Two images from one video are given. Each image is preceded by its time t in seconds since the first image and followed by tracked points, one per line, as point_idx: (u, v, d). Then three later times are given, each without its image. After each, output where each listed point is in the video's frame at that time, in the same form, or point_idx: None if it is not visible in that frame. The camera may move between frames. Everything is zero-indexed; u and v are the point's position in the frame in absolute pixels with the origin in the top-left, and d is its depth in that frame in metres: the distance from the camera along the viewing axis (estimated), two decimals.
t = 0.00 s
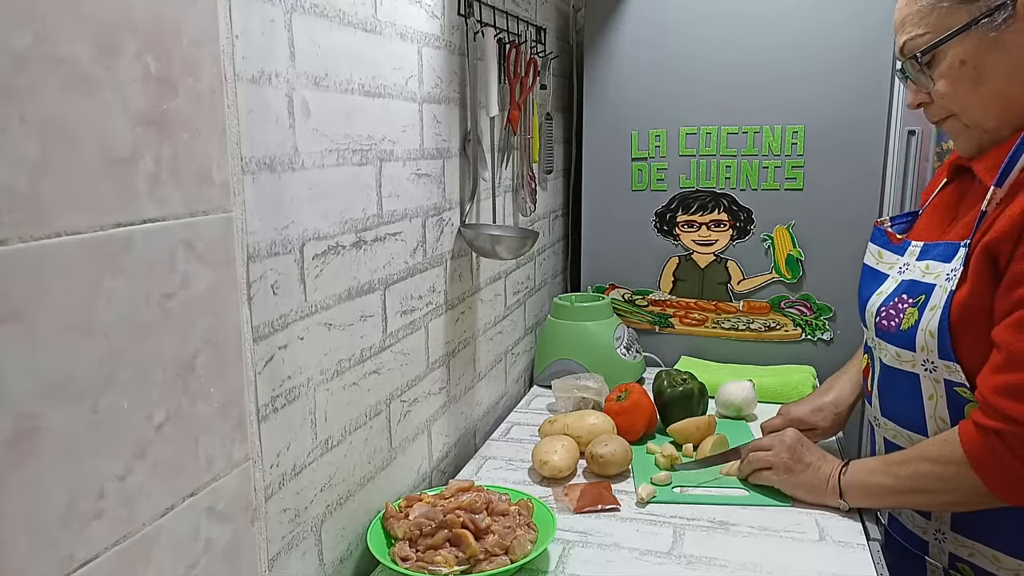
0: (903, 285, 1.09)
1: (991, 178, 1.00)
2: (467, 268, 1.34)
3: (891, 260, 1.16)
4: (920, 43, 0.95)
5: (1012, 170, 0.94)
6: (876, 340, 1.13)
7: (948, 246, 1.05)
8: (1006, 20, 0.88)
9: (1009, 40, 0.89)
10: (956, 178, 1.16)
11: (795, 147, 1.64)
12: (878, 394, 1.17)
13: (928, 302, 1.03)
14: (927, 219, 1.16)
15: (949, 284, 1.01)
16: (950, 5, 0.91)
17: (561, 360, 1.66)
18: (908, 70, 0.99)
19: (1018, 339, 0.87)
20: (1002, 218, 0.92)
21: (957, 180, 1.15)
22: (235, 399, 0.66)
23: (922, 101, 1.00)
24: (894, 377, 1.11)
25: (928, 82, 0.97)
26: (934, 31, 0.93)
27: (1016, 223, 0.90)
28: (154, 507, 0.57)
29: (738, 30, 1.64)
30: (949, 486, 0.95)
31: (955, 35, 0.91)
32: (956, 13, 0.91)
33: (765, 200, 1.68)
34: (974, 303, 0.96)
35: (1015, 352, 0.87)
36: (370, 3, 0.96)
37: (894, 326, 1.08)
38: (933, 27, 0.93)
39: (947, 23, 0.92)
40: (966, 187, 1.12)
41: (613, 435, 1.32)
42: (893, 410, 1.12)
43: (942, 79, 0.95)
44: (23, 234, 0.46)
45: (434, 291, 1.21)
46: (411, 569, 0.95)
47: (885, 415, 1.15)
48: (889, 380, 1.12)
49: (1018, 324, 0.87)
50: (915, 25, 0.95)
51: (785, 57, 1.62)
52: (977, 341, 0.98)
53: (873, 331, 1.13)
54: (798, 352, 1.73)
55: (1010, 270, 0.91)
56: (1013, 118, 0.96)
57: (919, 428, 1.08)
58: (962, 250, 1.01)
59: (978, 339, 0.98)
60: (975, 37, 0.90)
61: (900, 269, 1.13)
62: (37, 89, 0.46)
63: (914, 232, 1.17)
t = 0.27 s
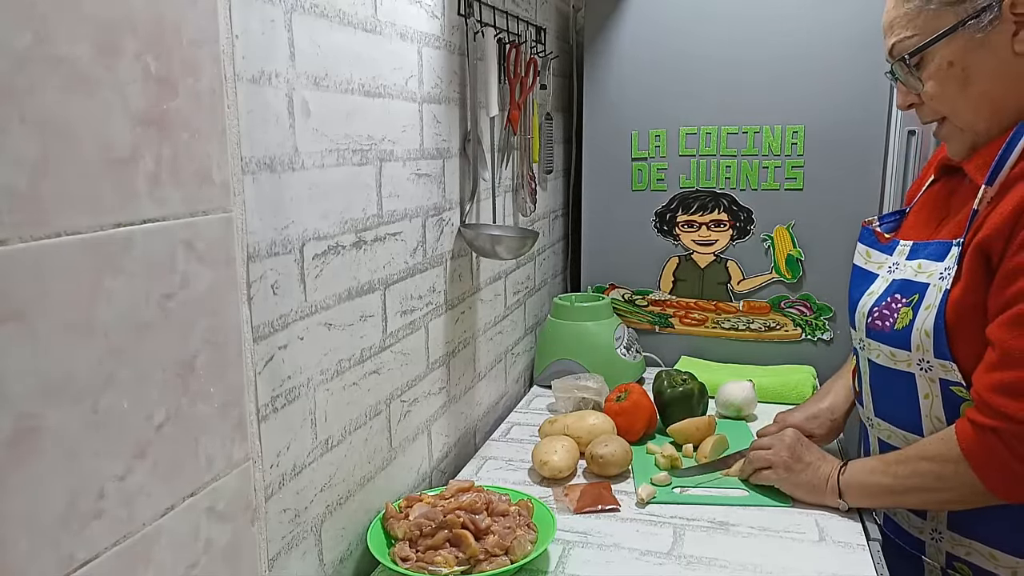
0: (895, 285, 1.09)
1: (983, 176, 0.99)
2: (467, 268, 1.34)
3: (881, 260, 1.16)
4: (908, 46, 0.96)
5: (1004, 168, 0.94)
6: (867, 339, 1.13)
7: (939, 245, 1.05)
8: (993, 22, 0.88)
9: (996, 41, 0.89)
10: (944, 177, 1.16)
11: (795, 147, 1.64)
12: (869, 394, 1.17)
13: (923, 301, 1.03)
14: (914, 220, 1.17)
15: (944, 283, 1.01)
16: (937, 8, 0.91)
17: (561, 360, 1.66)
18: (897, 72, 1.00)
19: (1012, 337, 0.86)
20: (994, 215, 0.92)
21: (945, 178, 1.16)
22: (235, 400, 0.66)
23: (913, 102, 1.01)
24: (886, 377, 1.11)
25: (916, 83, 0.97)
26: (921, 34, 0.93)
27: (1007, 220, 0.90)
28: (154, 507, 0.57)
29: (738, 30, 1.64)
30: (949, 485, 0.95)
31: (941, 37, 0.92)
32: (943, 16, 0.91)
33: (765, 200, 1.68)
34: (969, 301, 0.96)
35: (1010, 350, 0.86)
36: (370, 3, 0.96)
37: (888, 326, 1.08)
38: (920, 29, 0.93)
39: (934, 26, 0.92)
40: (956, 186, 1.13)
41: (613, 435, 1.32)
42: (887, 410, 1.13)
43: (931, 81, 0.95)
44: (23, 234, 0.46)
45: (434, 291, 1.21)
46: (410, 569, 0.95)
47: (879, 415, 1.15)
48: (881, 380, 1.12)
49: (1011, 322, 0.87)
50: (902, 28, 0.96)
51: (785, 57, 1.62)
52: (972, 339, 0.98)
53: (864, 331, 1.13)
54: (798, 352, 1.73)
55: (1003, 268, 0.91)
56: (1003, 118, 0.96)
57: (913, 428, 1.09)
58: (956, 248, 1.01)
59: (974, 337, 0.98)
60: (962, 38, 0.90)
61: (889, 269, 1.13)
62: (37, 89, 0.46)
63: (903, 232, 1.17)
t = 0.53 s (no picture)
0: (893, 279, 1.09)
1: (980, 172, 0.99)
2: (467, 269, 1.34)
3: (881, 255, 1.16)
4: (910, 46, 0.95)
5: (1001, 164, 0.94)
6: (865, 333, 1.13)
7: (937, 241, 1.05)
8: (995, 21, 0.88)
9: (999, 40, 0.89)
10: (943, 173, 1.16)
11: (795, 147, 1.64)
12: (870, 387, 1.16)
13: (919, 294, 1.03)
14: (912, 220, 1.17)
15: (939, 277, 1.01)
16: (941, 7, 0.91)
17: (561, 360, 1.66)
18: (900, 72, 0.99)
19: (1012, 333, 0.86)
20: (990, 211, 0.93)
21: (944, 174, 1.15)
22: (235, 399, 0.66)
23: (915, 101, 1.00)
24: (885, 371, 1.11)
25: (919, 83, 0.97)
26: (925, 33, 0.93)
27: (1004, 216, 0.90)
28: (154, 507, 0.57)
29: (738, 30, 1.64)
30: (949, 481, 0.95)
31: (945, 37, 0.91)
32: (946, 15, 0.91)
33: (765, 200, 1.68)
34: (964, 295, 0.96)
35: (1009, 347, 0.87)
36: (370, 3, 0.96)
37: (885, 320, 1.08)
38: (924, 29, 0.93)
39: (938, 25, 0.92)
40: (952, 181, 1.13)
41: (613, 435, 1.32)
42: (887, 404, 1.13)
43: (933, 80, 0.95)
44: (23, 234, 0.46)
45: (435, 291, 1.21)
46: (410, 569, 0.95)
47: (880, 407, 1.15)
48: (881, 374, 1.12)
49: (1010, 318, 0.87)
50: (906, 27, 0.95)
51: (785, 57, 1.62)
52: (967, 334, 0.98)
53: (862, 325, 1.13)
54: (798, 352, 1.73)
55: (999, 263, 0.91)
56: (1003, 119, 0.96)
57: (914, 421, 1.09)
58: (953, 243, 1.01)
59: (968, 331, 0.98)
60: (966, 38, 0.90)
61: (889, 264, 1.13)
62: (37, 88, 0.46)
63: (902, 229, 1.18)
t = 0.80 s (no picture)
0: (904, 276, 1.09)
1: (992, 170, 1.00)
2: (467, 269, 1.34)
3: (895, 252, 1.16)
4: (931, 38, 0.95)
5: (1015, 162, 0.93)
6: (877, 330, 1.13)
7: (948, 237, 1.05)
8: (1018, 16, 0.88)
9: (1020, 36, 0.90)
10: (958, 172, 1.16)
11: (795, 147, 1.64)
12: (885, 384, 1.16)
13: (929, 291, 1.03)
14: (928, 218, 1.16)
15: (950, 274, 1.01)
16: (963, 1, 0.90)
17: (561, 360, 1.66)
18: (918, 65, 0.99)
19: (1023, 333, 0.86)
20: (1003, 209, 0.92)
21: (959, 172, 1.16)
22: (235, 399, 0.66)
23: (932, 95, 1.00)
24: (897, 368, 1.11)
25: (937, 77, 0.97)
26: (947, 26, 0.93)
27: (1016, 215, 0.90)
28: (154, 507, 0.57)
29: (738, 30, 1.64)
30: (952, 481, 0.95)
31: (967, 30, 0.91)
32: (969, 8, 0.90)
33: (765, 200, 1.68)
34: (974, 292, 0.96)
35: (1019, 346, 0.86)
36: (370, 3, 0.96)
37: (895, 316, 1.08)
38: (946, 22, 0.93)
39: (959, 18, 0.92)
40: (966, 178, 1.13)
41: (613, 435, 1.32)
42: (899, 402, 1.12)
43: (952, 75, 0.95)
44: (23, 234, 0.46)
45: (434, 291, 1.21)
46: (410, 569, 0.95)
47: (892, 405, 1.14)
48: (893, 371, 1.12)
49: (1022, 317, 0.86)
50: (926, 20, 0.95)
51: (785, 57, 1.62)
52: (977, 332, 0.98)
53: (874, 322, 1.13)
54: (798, 352, 1.73)
55: (1011, 262, 0.91)
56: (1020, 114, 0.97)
57: (921, 419, 1.09)
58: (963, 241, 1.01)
59: (979, 329, 0.98)
60: (988, 32, 0.90)
61: (902, 261, 1.13)
62: (37, 89, 0.46)
63: (919, 224, 1.17)
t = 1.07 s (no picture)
0: (913, 273, 1.10)
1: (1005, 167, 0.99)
2: (467, 269, 1.34)
3: (905, 250, 1.16)
4: (948, 30, 0.96)
5: None
6: (888, 327, 1.13)
7: (958, 234, 1.05)
8: None
9: None
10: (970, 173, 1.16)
11: (795, 147, 1.64)
12: (892, 382, 1.16)
13: (936, 287, 1.03)
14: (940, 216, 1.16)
15: (957, 269, 1.01)
16: None
17: (561, 360, 1.66)
18: (932, 58, 1.00)
19: None
20: (1014, 204, 0.92)
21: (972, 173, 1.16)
22: (235, 399, 0.66)
23: (944, 89, 1.00)
24: (905, 365, 1.11)
25: (951, 70, 0.97)
26: (964, 19, 0.93)
27: None
28: (155, 507, 0.57)
29: (738, 30, 1.64)
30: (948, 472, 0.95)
31: (985, 23, 0.91)
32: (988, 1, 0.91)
33: (765, 200, 1.68)
34: (982, 288, 0.96)
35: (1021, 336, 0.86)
36: (370, 3, 0.96)
37: (903, 313, 1.08)
38: (963, 15, 0.93)
39: (978, 11, 0.92)
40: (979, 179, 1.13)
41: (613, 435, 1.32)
42: (907, 399, 1.12)
43: (967, 68, 0.95)
44: (23, 234, 0.46)
45: (435, 291, 1.21)
46: (410, 569, 0.95)
47: (899, 402, 1.14)
48: (900, 368, 1.12)
49: None
50: (944, 12, 0.96)
51: (785, 57, 1.62)
52: (982, 328, 0.98)
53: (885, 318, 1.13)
54: (798, 352, 1.73)
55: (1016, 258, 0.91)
56: None
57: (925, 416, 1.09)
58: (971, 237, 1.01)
59: (985, 325, 0.98)
60: (1006, 26, 0.90)
61: (912, 259, 1.13)
62: (37, 89, 0.46)
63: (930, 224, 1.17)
